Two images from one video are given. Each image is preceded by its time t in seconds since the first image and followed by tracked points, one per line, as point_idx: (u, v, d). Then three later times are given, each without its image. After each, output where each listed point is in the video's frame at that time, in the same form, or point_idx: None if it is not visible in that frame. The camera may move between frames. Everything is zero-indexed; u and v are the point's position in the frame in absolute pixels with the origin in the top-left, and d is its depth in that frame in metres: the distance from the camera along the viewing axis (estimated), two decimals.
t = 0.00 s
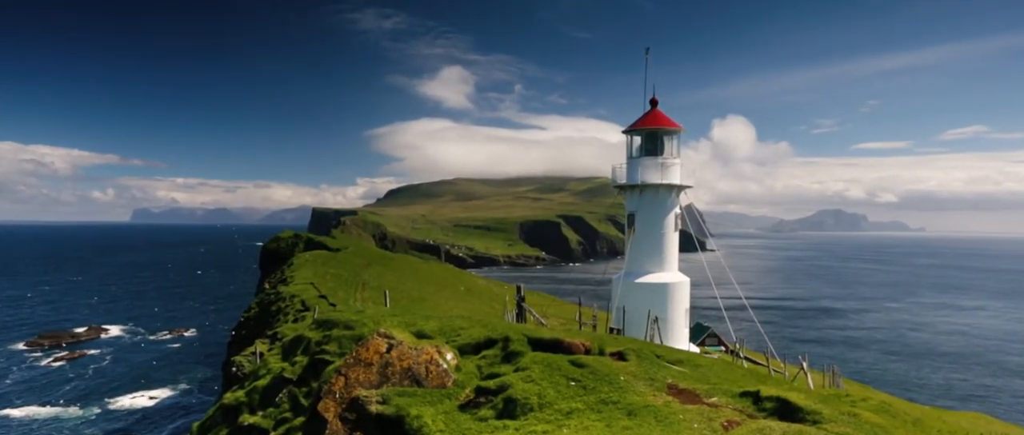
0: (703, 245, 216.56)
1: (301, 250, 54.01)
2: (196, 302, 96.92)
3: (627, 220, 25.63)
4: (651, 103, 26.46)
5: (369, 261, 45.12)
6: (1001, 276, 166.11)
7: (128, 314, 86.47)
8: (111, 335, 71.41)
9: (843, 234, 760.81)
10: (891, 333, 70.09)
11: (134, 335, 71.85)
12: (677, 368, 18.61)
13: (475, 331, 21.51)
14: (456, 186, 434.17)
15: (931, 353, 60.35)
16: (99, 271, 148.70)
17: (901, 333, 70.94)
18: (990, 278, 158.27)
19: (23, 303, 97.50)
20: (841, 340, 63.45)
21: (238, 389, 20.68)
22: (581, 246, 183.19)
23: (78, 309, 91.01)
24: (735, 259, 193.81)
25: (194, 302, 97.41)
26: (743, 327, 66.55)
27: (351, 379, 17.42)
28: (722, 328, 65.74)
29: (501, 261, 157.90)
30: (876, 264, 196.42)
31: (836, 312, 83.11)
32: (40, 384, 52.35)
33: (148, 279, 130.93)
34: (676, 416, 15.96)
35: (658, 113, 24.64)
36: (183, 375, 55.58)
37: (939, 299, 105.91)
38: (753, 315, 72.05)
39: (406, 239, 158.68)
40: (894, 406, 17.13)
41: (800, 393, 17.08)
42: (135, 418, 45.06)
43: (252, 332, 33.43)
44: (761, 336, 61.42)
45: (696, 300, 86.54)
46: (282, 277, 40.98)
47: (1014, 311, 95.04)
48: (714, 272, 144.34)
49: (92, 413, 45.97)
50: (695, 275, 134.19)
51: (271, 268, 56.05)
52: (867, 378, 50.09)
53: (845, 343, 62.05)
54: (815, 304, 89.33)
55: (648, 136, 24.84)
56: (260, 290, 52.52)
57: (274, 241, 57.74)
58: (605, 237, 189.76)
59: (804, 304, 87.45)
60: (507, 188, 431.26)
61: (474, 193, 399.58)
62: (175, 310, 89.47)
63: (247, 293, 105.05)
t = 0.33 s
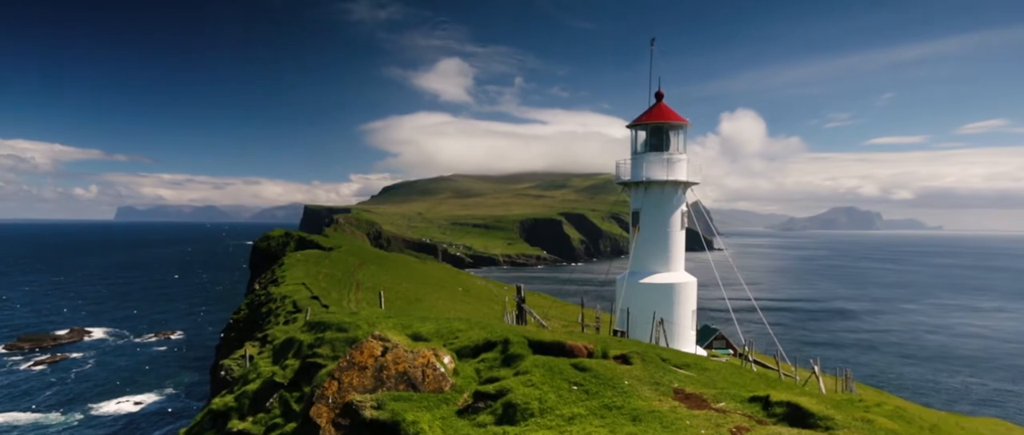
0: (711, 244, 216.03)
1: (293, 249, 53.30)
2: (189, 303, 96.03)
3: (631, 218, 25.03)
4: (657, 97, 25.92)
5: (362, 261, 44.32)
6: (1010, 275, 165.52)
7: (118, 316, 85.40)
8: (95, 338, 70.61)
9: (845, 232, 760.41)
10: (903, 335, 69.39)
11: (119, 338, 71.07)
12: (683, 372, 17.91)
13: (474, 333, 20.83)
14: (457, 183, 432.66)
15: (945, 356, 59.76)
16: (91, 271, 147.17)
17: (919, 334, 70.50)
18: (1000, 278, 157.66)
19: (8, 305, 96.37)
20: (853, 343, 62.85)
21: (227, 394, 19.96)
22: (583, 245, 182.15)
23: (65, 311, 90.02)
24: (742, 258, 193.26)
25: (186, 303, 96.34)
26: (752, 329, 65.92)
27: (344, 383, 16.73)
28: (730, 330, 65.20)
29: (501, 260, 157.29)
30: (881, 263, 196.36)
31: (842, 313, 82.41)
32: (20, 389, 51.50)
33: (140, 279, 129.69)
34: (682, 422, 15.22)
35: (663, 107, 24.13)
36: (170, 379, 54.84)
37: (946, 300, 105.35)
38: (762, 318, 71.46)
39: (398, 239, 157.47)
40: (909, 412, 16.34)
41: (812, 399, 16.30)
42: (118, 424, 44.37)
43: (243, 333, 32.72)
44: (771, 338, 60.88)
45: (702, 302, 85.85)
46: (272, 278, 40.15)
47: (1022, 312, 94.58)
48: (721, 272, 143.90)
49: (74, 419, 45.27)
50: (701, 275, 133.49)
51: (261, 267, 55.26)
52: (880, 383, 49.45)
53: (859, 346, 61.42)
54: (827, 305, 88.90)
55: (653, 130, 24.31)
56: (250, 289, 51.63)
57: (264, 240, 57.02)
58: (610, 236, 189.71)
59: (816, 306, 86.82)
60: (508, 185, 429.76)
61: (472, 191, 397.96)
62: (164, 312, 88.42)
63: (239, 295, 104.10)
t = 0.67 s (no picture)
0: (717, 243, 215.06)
1: (285, 248, 52.70)
2: (183, 305, 95.24)
3: (634, 217, 24.54)
4: (661, 92, 25.44)
5: (357, 261, 43.71)
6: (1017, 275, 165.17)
7: (109, 317, 84.59)
8: (80, 341, 69.90)
9: (846, 230, 760.10)
10: (912, 337, 68.89)
11: (104, 340, 70.37)
12: (689, 376, 17.35)
13: (472, 335, 20.27)
14: (457, 180, 431.49)
15: (958, 359, 59.23)
16: (85, 271, 146.29)
17: (933, 337, 69.94)
18: (1007, 278, 157.38)
19: None
20: (863, 345, 62.40)
21: (217, 398, 19.38)
22: (585, 244, 181.53)
23: (53, 312, 89.15)
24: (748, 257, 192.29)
25: (178, 305, 95.58)
26: (759, 331, 65.47)
27: (339, 388, 16.19)
28: (737, 332, 64.72)
29: (501, 260, 156.58)
30: (887, 262, 195.77)
31: (847, 314, 81.85)
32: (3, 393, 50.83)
33: (134, 279, 128.99)
34: (689, 426, 14.63)
35: (668, 102, 23.63)
36: (157, 383, 54.26)
37: (954, 300, 104.78)
38: (770, 321, 71.00)
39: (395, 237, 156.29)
40: (924, 417, 15.72)
41: (822, 403, 15.71)
42: (104, 430, 43.85)
43: (234, 335, 32.10)
44: (779, 341, 60.41)
45: (708, 303, 85.33)
46: (264, 278, 39.50)
47: None
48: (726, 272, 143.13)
49: (59, 424, 44.69)
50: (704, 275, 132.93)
51: (253, 266, 54.67)
52: (892, 387, 48.91)
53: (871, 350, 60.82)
54: (836, 307, 88.27)
55: (658, 126, 23.81)
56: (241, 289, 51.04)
57: (256, 238, 56.31)
58: (612, 235, 189.41)
59: (825, 307, 86.39)
60: (509, 182, 428.74)
61: (471, 188, 396.57)
62: (154, 314, 87.60)
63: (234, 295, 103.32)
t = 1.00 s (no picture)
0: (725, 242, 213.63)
1: (274, 247, 51.99)
2: (174, 306, 94.10)
3: (640, 214, 23.90)
4: (667, 84, 24.83)
5: (348, 261, 42.96)
6: None
7: (88, 320, 83.34)
8: (59, 343, 69.03)
9: (846, 229, 760.04)
10: (929, 340, 68.06)
11: (84, 344, 69.47)
12: (696, 380, 16.63)
13: (469, 338, 19.57)
14: (456, 177, 429.64)
15: (979, 363, 58.44)
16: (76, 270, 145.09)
17: (951, 340, 69.18)
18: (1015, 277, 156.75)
19: None
20: (877, 349, 61.71)
21: (202, 404, 18.64)
22: (587, 243, 180.55)
23: (35, 314, 87.91)
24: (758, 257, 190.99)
25: (161, 307, 94.45)
26: (769, 334, 64.74)
27: (330, 393, 15.47)
28: (746, 335, 64.00)
29: (500, 261, 155.75)
30: (900, 262, 194.35)
31: (856, 316, 81.08)
32: None
33: (126, 279, 127.82)
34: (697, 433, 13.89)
35: (674, 94, 23.02)
36: (140, 388, 53.41)
37: (965, 301, 104.02)
38: (779, 324, 70.34)
39: (388, 235, 154.67)
40: (942, 424, 14.96)
41: (835, 409, 14.93)
42: None
43: (221, 338, 31.26)
44: (791, 344, 59.63)
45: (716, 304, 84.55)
46: (252, 279, 38.67)
47: None
48: (735, 272, 142.05)
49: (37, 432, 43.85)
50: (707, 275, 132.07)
51: (242, 265, 53.83)
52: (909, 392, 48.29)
53: (890, 354, 59.93)
54: (852, 309, 87.13)
55: (664, 119, 23.21)
56: (229, 289, 50.20)
57: (244, 237, 55.52)
58: (616, 233, 188.68)
59: (838, 309, 85.72)
60: (508, 179, 427.04)
61: (469, 185, 394.69)
62: (136, 316, 86.34)
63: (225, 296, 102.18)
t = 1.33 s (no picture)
0: (734, 241, 212.73)
1: (264, 246, 51.43)
2: (165, 307, 93.17)
3: (645, 212, 23.34)
4: (673, 78, 24.32)
5: (341, 260, 42.32)
6: None
7: (69, 322, 82.18)
8: (39, 346, 68.29)
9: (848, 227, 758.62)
10: (946, 343, 67.43)
11: (64, 346, 68.66)
12: (703, 385, 16.00)
13: (468, 340, 18.95)
14: (456, 173, 428.08)
15: (998, 368, 57.82)
16: (67, 270, 143.93)
17: (971, 343, 68.43)
18: None
19: None
20: (892, 352, 61.02)
21: (189, 409, 18.00)
22: (591, 242, 179.89)
23: (21, 316, 86.96)
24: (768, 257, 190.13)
25: (147, 308, 93.49)
26: (779, 337, 64.14)
27: (322, 398, 14.84)
28: (755, 337, 63.39)
29: (500, 260, 155.22)
30: (911, 261, 193.57)
31: (864, 318, 80.46)
32: None
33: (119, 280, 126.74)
34: None
35: (681, 87, 22.51)
36: (125, 392, 52.73)
37: (972, 302, 103.60)
38: (791, 326, 69.76)
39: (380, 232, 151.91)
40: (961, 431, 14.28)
41: (849, 416, 14.25)
42: None
43: (210, 341, 30.55)
44: (808, 350, 59.04)
45: (726, 306, 83.96)
46: (242, 279, 37.97)
47: None
48: (745, 272, 141.28)
49: None
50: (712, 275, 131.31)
51: (231, 264, 53.01)
52: (927, 399, 47.78)
53: (907, 358, 59.25)
54: (867, 310, 86.26)
55: (671, 113, 22.68)
56: (217, 288, 49.49)
57: (232, 236, 54.68)
58: (619, 232, 187.10)
59: (852, 311, 85.10)
60: (508, 175, 425.47)
61: (468, 181, 393.16)
62: (121, 318, 85.33)
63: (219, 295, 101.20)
